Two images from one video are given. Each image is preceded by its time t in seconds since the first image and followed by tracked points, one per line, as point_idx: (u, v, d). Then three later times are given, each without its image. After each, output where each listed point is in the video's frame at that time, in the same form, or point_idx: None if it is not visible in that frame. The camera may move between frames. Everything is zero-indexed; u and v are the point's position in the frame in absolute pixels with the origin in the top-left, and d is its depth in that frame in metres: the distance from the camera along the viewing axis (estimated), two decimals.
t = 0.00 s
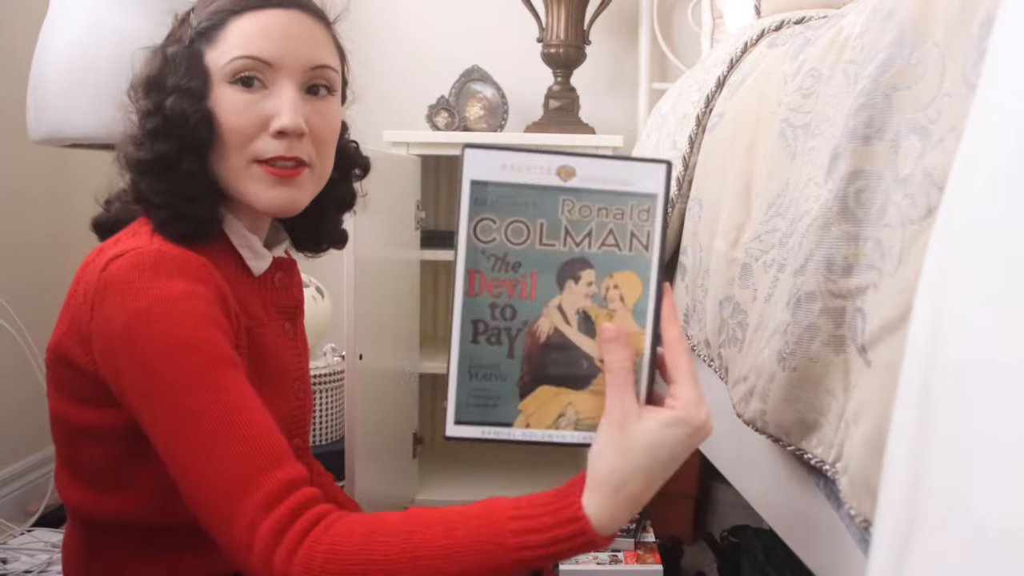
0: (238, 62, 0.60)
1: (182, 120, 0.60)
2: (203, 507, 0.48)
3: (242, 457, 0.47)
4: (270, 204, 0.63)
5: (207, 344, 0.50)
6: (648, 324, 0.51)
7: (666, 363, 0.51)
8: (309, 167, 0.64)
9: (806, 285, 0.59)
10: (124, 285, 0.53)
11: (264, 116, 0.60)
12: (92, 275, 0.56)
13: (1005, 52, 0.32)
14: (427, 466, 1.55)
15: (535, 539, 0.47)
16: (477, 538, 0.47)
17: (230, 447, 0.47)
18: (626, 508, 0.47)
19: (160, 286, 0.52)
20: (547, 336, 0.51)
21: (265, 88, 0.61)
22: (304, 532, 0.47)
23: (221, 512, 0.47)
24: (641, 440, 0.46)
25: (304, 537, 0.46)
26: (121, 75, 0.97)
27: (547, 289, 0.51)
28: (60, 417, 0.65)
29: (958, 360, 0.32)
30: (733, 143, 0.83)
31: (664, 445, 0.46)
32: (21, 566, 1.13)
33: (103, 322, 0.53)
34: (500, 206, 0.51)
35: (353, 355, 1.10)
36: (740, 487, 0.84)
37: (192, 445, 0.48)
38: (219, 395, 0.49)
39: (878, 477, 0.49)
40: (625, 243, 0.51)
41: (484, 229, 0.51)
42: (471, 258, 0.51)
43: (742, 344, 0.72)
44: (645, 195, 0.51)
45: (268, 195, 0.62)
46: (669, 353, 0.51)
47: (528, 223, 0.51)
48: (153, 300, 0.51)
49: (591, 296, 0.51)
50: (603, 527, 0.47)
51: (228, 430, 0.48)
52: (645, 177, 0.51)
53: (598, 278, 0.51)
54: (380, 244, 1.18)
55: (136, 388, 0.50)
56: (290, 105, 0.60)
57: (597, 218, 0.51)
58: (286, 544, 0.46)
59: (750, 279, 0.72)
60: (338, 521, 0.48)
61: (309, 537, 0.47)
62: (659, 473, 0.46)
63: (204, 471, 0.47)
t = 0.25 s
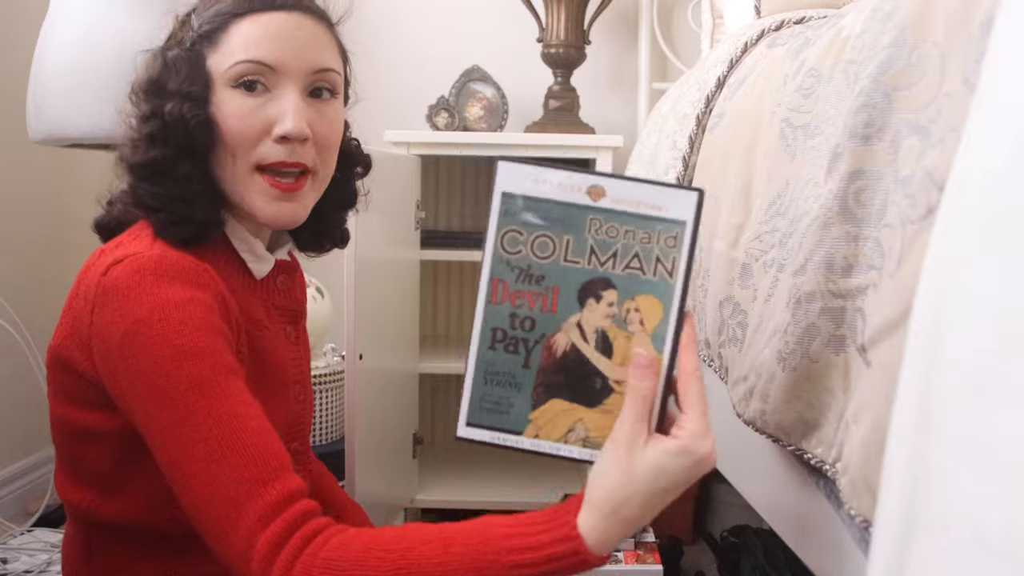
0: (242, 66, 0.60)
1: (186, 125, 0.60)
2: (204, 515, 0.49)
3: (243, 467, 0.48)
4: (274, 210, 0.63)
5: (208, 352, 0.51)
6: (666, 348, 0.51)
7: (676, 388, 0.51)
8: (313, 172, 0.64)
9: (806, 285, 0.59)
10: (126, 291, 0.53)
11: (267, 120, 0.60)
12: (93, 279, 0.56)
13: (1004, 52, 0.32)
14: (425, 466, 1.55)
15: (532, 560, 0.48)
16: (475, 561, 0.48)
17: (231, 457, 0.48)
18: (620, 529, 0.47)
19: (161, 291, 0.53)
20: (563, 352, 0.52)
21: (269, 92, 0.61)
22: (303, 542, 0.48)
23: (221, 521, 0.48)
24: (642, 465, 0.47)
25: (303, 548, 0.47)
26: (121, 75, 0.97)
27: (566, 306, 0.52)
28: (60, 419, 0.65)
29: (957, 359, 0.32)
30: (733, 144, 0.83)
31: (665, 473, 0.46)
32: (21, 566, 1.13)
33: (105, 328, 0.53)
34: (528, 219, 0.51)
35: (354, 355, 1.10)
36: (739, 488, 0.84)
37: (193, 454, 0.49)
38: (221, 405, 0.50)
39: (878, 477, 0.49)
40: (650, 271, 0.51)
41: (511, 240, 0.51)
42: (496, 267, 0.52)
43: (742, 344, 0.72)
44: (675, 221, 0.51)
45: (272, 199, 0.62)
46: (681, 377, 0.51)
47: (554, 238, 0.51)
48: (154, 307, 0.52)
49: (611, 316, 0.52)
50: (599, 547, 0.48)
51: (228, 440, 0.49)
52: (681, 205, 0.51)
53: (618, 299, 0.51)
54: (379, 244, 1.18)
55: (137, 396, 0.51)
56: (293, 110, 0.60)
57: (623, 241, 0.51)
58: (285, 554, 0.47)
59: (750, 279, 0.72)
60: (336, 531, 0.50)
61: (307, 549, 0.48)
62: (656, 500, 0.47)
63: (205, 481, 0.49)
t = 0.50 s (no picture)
0: (245, 66, 0.60)
1: (187, 129, 0.60)
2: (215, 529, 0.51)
3: (256, 482, 0.50)
4: (286, 207, 0.63)
5: (218, 370, 0.52)
6: (631, 300, 0.55)
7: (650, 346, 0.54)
8: (322, 166, 0.64)
9: (806, 285, 0.59)
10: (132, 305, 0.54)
11: (274, 118, 0.60)
12: (98, 290, 0.57)
13: (1004, 52, 0.32)
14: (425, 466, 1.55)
15: (516, 532, 0.51)
16: (466, 536, 0.50)
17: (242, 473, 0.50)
18: (605, 486, 0.51)
19: (169, 307, 0.54)
20: (532, 314, 0.56)
21: (274, 89, 0.61)
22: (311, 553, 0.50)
23: (234, 536, 0.50)
24: (628, 419, 0.50)
25: (313, 556, 0.50)
26: (121, 75, 0.97)
27: (532, 270, 0.55)
28: (63, 427, 0.65)
29: (957, 359, 0.32)
30: (733, 144, 0.83)
31: (646, 425, 0.50)
32: (21, 566, 1.13)
33: (111, 342, 0.54)
34: (484, 190, 0.55)
35: (354, 357, 1.10)
36: (740, 488, 0.84)
37: (205, 469, 0.51)
38: (231, 422, 0.51)
39: (878, 477, 0.49)
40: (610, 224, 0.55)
41: (468, 211, 0.55)
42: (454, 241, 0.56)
43: (742, 344, 0.72)
44: (629, 174, 0.55)
45: (283, 196, 0.62)
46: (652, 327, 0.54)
47: (511, 205, 0.55)
48: (163, 323, 0.53)
49: (576, 276, 0.55)
50: (586, 504, 0.51)
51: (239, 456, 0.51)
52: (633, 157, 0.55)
53: (582, 258, 0.55)
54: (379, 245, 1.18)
55: (147, 410, 0.53)
56: (300, 106, 0.60)
57: (581, 199, 0.55)
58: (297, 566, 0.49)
59: (750, 279, 0.72)
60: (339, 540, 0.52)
61: (315, 557, 0.50)
62: (640, 453, 0.50)
63: (217, 496, 0.50)
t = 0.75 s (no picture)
0: (251, 68, 0.59)
1: (193, 136, 0.60)
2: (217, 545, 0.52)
3: (258, 501, 0.51)
4: (297, 210, 0.63)
5: (220, 386, 0.53)
6: (626, 303, 0.57)
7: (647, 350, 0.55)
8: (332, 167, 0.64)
9: (806, 285, 0.59)
10: (133, 317, 0.54)
11: (283, 120, 0.60)
12: (97, 301, 0.57)
13: (1004, 52, 0.32)
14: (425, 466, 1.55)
15: (513, 544, 0.52)
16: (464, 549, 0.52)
17: (244, 491, 0.51)
18: (601, 495, 0.52)
19: (170, 321, 0.54)
20: (524, 321, 0.58)
21: (281, 91, 0.61)
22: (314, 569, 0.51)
23: (235, 552, 0.51)
24: (622, 426, 0.50)
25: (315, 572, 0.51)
26: (121, 75, 0.97)
27: (525, 276, 0.57)
28: (62, 436, 0.65)
29: (957, 358, 0.32)
30: (733, 144, 0.83)
31: (640, 432, 0.50)
32: (22, 566, 1.13)
33: (112, 354, 0.55)
34: (475, 193, 0.57)
35: (354, 357, 1.10)
36: (739, 488, 0.84)
37: (207, 487, 0.52)
38: (234, 439, 0.52)
39: (878, 478, 0.49)
40: (603, 223, 0.57)
41: (459, 214, 0.57)
42: (446, 246, 0.57)
43: (742, 344, 0.72)
44: (623, 173, 0.56)
45: (294, 197, 0.62)
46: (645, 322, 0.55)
47: (503, 208, 0.57)
48: (163, 337, 0.53)
49: (569, 279, 0.57)
50: (583, 513, 0.52)
51: (241, 475, 0.51)
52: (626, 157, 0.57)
53: (575, 260, 0.57)
54: (379, 245, 1.18)
55: (148, 424, 0.54)
56: (310, 108, 0.60)
57: (574, 199, 0.57)
58: None
59: (750, 279, 0.72)
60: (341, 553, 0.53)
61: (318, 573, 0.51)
62: (635, 460, 0.51)
63: (219, 514, 0.51)
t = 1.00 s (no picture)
0: (258, 75, 0.60)
1: (197, 142, 0.60)
2: (211, 554, 0.52)
3: (250, 510, 0.52)
4: (300, 221, 0.63)
5: (213, 395, 0.53)
6: (614, 326, 0.55)
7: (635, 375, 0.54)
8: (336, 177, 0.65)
9: (806, 285, 0.59)
10: (127, 323, 0.54)
11: (289, 129, 0.60)
12: (92, 306, 0.57)
13: (1004, 52, 0.32)
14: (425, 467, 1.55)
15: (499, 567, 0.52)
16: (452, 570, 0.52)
17: (237, 501, 0.51)
18: (592, 520, 0.51)
19: (164, 327, 0.54)
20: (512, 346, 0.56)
21: (288, 100, 0.61)
22: None
23: (228, 561, 0.52)
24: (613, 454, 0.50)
25: None
26: (122, 75, 0.97)
27: (511, 301, 0.55)
28: (60, 440, 0.65)
29: (957, 357, 0.32)
30: (733, 144, 0.83)
31: (631, 459, 0.50)
32: (21, 566, 1.13)
33: (107, 359, 0.55)
34: (456, 218, 0.55)
35: (353, 357, 1.10)
36: (739, 488, 0.84)
37: (199, 496, 0.52)
38: (227, 448, 0.52)
39: (877, 477, 0.49)
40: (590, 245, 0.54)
41: (441, 240, 0.55)
42: (428, 271, 0.55)
43: (742, 344, 0.72)
44: (609, 194, 0.54)
45: (297, 208, 0.63)
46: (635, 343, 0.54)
47: (486, 232, 0.55)
48: (157, 344, 0.53)
49: (556, 304, 0.55)
50: (573, 539, 0.51)
51: (234, 484, 0.52)
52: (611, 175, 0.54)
53: (562, 284, 0.55)
54: (379, 245, 1.18)
55: (142, 431, 0.54)
56: (316, 117, 0.61)
57: (558, 222, 0.55)
58: None
59: (750, 279, 0.72)
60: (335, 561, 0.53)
61: None
62: (626, 485, 0.50)
63: (212, 523, 0.52)
